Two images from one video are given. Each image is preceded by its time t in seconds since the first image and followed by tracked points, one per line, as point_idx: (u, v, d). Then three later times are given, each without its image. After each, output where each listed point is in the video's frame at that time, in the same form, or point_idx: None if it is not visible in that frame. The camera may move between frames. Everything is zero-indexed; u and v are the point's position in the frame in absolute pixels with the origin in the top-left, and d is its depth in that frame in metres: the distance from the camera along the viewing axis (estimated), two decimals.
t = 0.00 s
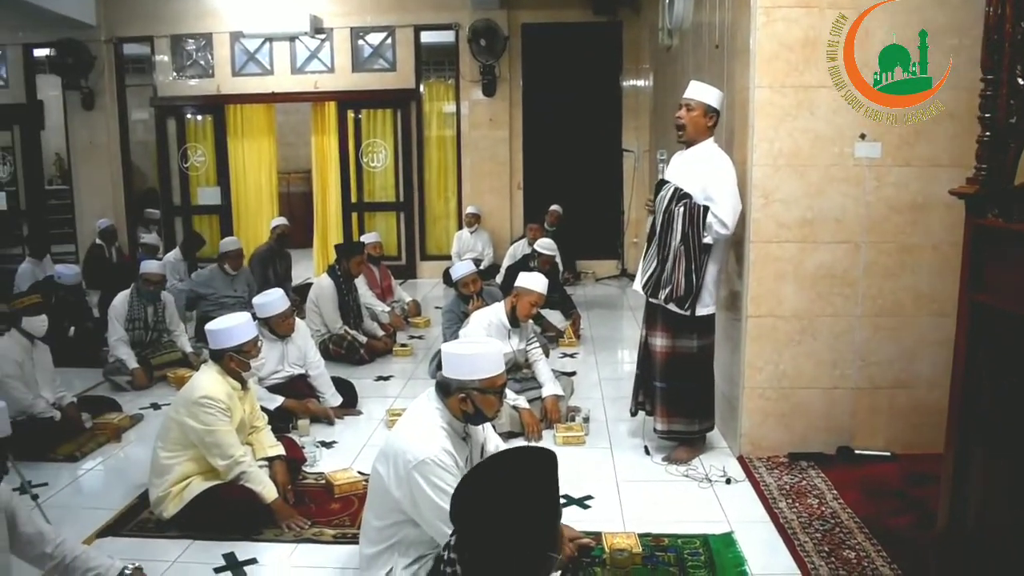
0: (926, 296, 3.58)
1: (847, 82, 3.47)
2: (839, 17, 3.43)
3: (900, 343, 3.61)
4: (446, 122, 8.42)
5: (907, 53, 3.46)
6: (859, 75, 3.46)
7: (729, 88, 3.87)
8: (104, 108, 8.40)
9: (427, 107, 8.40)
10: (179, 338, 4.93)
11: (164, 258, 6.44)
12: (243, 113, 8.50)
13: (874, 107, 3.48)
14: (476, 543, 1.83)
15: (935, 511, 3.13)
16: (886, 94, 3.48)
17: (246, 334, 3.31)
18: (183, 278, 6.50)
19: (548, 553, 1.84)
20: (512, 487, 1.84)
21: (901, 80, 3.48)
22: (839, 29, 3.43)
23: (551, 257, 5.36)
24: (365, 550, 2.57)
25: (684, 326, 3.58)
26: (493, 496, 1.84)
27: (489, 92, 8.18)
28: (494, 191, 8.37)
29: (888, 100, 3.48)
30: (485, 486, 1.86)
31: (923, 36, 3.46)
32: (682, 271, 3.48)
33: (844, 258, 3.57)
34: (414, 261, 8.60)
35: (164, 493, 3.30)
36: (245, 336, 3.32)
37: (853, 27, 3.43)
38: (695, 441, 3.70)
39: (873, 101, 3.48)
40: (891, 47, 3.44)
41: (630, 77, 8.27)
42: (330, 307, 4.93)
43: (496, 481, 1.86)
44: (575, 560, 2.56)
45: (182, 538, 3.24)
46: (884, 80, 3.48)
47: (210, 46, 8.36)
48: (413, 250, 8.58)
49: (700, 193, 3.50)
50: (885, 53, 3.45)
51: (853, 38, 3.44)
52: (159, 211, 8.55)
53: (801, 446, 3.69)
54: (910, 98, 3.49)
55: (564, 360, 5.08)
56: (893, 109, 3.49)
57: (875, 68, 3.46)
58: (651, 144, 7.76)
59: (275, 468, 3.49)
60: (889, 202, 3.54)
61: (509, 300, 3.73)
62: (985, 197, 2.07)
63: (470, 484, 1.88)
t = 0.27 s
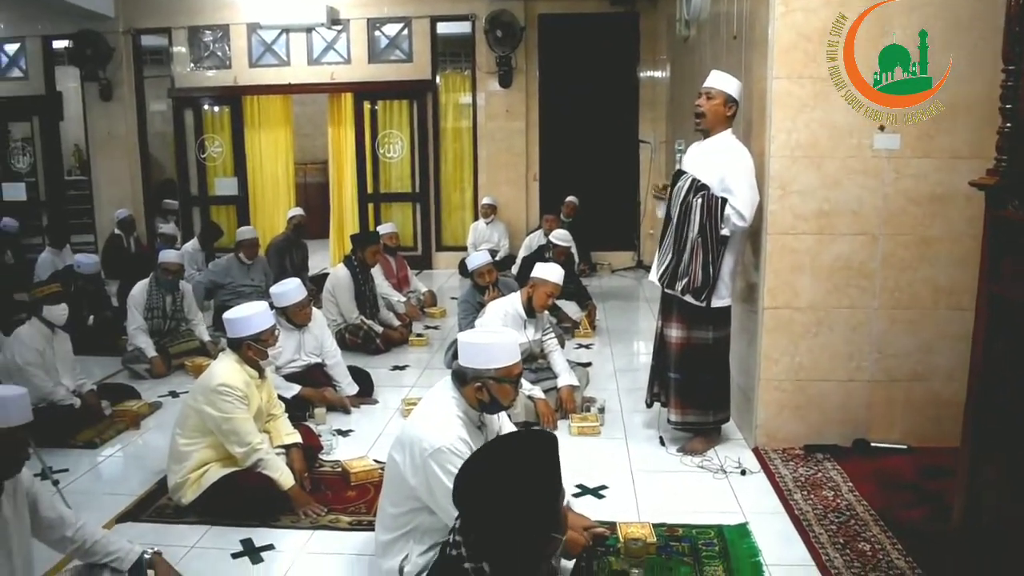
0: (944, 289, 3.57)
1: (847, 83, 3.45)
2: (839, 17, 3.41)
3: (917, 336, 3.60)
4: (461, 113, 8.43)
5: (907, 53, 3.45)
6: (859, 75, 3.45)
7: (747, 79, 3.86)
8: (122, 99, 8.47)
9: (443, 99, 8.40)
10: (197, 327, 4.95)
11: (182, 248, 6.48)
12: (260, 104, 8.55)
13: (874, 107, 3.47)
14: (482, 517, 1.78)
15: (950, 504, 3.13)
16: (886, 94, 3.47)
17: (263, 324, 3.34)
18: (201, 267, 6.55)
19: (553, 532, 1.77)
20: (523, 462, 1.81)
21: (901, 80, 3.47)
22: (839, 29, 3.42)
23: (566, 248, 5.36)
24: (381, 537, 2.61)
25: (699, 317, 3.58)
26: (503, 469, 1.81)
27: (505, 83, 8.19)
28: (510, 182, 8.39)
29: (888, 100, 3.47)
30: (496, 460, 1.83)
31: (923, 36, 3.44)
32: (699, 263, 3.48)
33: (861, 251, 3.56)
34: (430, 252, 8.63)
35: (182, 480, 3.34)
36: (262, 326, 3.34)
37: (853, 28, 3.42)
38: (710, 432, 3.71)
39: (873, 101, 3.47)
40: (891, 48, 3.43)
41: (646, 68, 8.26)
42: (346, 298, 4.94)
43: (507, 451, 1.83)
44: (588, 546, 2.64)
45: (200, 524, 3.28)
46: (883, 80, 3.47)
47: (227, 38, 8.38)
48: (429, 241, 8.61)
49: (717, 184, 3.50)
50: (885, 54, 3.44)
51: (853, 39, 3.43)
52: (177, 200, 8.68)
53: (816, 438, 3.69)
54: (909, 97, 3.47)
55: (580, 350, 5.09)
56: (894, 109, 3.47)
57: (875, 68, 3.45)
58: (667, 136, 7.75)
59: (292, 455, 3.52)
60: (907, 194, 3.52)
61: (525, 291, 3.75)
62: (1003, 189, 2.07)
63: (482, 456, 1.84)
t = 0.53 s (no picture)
0: (960, 278, 3.53)
1: (847, 82, 3.42)
2: (839, 18, 3.38)
3: (932, 326, 3.56)
4: (473, 100, 8.39)
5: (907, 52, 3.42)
6: (859, 75, 3.42)
7: (761, 65, 3.82)
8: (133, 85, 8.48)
9: (455, 85, 8.37)
10: (207, 314, 4.95)
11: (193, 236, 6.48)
12: (270, 91, 8.56)
13: (874, 107, 3.44)
14: (488, 504, 1.89)
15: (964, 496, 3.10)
16: (886, 94, 3.43)
17: (272, 312, 3.35)
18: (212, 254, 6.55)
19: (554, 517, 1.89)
20: (527, 452, 1.85)
21: (901, 81, 3.43)
22: (839, 30, 3.39)
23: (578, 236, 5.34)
24: (391, 524, 2.62)
25: (710, 306, 3.55)
26: (508, 458, 1.85)
27: (517, 69, 8.12)
28: (521, 170, 8.32)
29: (887, 100, 3.43)
30: (498, 443, 1.87)
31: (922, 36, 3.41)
32: (711, 251, 3.45)
33: (875, 239, 3.52)
34: (441, 240, 8.62)
35: (193, 467, 3.35)
36: (271, 314, 3.35)
37: (853, 28, 3.39)
38: (721, 422, 3.69)
39: (872, 101, 3.44)
40: (891, 48, 3.40)
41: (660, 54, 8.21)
42: (357, 284, 4.94)
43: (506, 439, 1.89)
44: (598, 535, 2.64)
45: (211, 511, 3.29)
46: (884, 80, 3.43)
47: (238, 24, 8.36)
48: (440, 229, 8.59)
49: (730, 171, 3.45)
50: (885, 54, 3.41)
51: (853, 39, 3.40)
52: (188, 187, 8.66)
53: (828, 428, 3.66)
54: (910, 96, 3.44)
55: (590, 339, 5.07)
56: (893, 109, 3.44)
57: (875, 68, 3.42)
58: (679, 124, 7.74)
59: (302, 443, 3.52)
60: (922, 182, 3.48)
61: (536, 279, 3.72)
62: (1019, 174, 2.03)
63: (486, 441, 1.88)
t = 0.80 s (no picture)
0: (994, 271, 3.35)
1: (847, 82, 3.26)
2: (838, 17, 3.24)
3: (964, 322, 3.39)
4: (479, 88, 8.25)
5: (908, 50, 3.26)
6: (859, 75, 3.26)
7: (781, 51, 3.66)
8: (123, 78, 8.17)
9: (460, 73, 8.24)
10: (203, 316, 4.77)
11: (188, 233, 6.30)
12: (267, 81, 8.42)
13: (874, 108, 3.28)
14: (494, 510, 1.72)
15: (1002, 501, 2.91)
16: (886, 94, 3.27)
17: (272, 312, 3.18)
18: (207, 254, 6.38)
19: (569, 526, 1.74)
20: (531, 454, 1.72)
21: (902, 80, 3.27)
22: (838, 29, 3.24)
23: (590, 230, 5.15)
24: (395, 535, 2.45)
25: (731, 304, 3.38)
26: (512, 460, 1.72)
27: (524, 57, 7.95)
28: (530, 163, 8.17)
29: (887, 101, 3.27)
30: (503, 446, 1.74)
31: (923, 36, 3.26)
32: (732, 246, 3.30)
33: (904, 231, 3.35)
34: (448, 237, 8.45)
35: (189, 476, 3.18)
36: (272, 314, 3.18)
37: (853, 27, 3.24)
38: (743, 425, 3.50)
39: (872, 102, 3.28)
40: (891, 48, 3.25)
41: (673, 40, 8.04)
42: (360, 284, 4.74)
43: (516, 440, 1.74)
44: (615, 544, 2.44)
45: (206, 522, 3.12)
46: (884, 80, 3.27)
47: (232, 11, 8.21)
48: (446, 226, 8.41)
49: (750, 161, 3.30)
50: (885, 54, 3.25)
51: (853, 38, 3.25)
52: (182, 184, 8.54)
53: (856, 430, 3.48)
54: (911, 97, 3.27)
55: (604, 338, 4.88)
56: (894, 110, 3.28)
57: (875, 68, 3.26)
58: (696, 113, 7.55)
59: (303, 450, 3.35)
60: (954, 171, 3.30)
61: (546, 276, 3.56)
62: None
63: (487, 446, 1.76)
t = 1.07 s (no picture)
0: (999, 263, 3.34)
1: (847, 82, 3.25)
2: (839, 18, 3.22)
3: (969, 315, 3.38)
4: (479, 85, 8.20)
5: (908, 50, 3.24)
6: (859, 75, 3.24)
7: (784, 44, 3.64)
8: (120, 77, 8.20)
9: (458, 69, 8.19)
10: (204, 316, 4.76)
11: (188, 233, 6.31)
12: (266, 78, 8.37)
13: (874, 108, 3.27)
14: (499, 507, 1.73)
15: (1009, 495, 2.90)
16: (886, 94, 3.26)
17: (272, 311, 3.17)
18: (206, 253, 6.39)
19: (573, 521, 1.73)
20: (535, 450, 1.72)
21: (901, 80, 3.25)
22: (840, 28, 3.23)
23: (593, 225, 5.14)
24: (400, 532, 2.45)
25: (735, 300, 3.39)
26: (516, 456, 1.71)
27: (524, 51, 7.92)
28: (530, 158, 8.13)
29: (888, 101, 3.26)
30: (508, 442, 1.74)
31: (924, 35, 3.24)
32: (737, 241, 3.29)
33: (908, 224, 3.33)
34: (448, 232, 8.42)
35: (192, 475, 3.18)
36: (271, 313, 3.17)
37: (853, 28, 3.23)
38: (746, 421, 3.50)
39: (872, 101, 3.27)
40: (891, 47, 3.24)
41: (675, 33, 8.03)
42: (361, 282, 4.72)
43: (520, 436, 1.74)
44: (620, 541, 2.43)
45: (211, 521, 3.12)
46: (884, 80, 3.25)
47: (229, 10, 8.15)
48: (446, 221, 8.39)
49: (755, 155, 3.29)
50: (885, 54, 3.24)
51: (853, 38, 3.23)
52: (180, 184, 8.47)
53: (861, 424, 3.48)
54: (911, 96, 3.26)
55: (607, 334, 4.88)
56: (894, 110, 3.27)
57: (876, 68, 3.24)
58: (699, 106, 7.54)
59: (306, 448, 3.36)
60: (959, 163, 3.29)
61: (549, 271, 3.54)
62: None
63: (491, 443, 1.76)
